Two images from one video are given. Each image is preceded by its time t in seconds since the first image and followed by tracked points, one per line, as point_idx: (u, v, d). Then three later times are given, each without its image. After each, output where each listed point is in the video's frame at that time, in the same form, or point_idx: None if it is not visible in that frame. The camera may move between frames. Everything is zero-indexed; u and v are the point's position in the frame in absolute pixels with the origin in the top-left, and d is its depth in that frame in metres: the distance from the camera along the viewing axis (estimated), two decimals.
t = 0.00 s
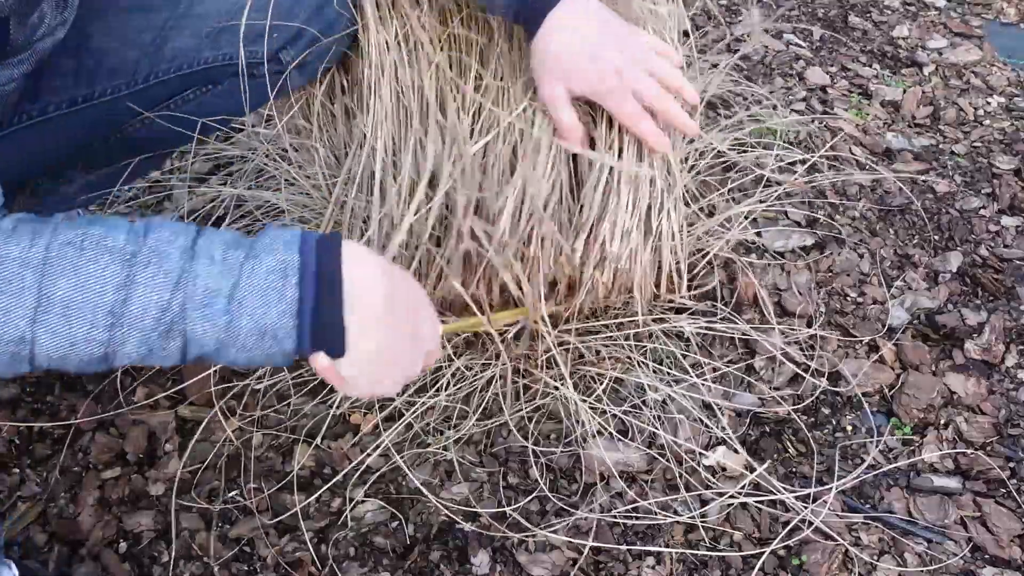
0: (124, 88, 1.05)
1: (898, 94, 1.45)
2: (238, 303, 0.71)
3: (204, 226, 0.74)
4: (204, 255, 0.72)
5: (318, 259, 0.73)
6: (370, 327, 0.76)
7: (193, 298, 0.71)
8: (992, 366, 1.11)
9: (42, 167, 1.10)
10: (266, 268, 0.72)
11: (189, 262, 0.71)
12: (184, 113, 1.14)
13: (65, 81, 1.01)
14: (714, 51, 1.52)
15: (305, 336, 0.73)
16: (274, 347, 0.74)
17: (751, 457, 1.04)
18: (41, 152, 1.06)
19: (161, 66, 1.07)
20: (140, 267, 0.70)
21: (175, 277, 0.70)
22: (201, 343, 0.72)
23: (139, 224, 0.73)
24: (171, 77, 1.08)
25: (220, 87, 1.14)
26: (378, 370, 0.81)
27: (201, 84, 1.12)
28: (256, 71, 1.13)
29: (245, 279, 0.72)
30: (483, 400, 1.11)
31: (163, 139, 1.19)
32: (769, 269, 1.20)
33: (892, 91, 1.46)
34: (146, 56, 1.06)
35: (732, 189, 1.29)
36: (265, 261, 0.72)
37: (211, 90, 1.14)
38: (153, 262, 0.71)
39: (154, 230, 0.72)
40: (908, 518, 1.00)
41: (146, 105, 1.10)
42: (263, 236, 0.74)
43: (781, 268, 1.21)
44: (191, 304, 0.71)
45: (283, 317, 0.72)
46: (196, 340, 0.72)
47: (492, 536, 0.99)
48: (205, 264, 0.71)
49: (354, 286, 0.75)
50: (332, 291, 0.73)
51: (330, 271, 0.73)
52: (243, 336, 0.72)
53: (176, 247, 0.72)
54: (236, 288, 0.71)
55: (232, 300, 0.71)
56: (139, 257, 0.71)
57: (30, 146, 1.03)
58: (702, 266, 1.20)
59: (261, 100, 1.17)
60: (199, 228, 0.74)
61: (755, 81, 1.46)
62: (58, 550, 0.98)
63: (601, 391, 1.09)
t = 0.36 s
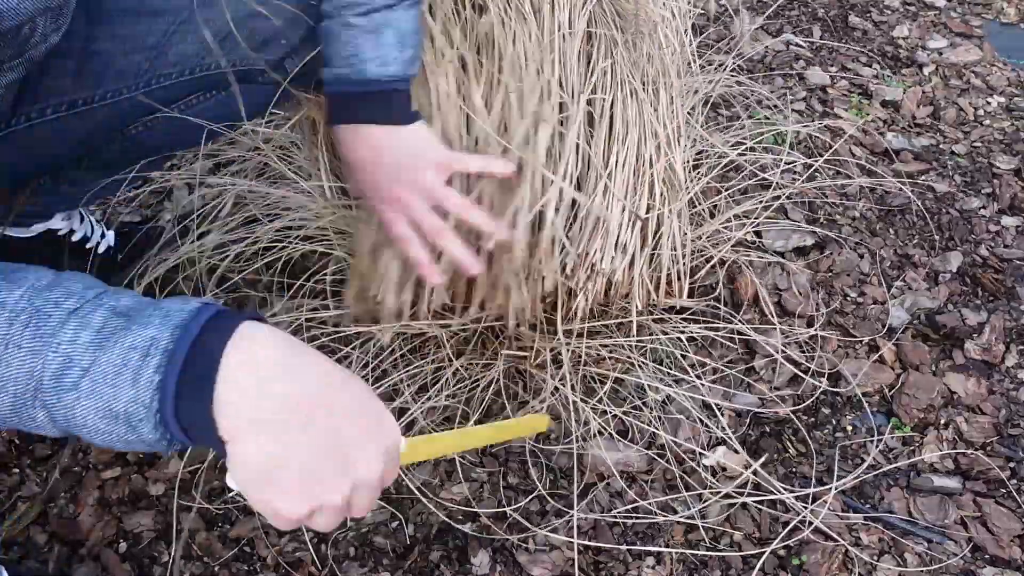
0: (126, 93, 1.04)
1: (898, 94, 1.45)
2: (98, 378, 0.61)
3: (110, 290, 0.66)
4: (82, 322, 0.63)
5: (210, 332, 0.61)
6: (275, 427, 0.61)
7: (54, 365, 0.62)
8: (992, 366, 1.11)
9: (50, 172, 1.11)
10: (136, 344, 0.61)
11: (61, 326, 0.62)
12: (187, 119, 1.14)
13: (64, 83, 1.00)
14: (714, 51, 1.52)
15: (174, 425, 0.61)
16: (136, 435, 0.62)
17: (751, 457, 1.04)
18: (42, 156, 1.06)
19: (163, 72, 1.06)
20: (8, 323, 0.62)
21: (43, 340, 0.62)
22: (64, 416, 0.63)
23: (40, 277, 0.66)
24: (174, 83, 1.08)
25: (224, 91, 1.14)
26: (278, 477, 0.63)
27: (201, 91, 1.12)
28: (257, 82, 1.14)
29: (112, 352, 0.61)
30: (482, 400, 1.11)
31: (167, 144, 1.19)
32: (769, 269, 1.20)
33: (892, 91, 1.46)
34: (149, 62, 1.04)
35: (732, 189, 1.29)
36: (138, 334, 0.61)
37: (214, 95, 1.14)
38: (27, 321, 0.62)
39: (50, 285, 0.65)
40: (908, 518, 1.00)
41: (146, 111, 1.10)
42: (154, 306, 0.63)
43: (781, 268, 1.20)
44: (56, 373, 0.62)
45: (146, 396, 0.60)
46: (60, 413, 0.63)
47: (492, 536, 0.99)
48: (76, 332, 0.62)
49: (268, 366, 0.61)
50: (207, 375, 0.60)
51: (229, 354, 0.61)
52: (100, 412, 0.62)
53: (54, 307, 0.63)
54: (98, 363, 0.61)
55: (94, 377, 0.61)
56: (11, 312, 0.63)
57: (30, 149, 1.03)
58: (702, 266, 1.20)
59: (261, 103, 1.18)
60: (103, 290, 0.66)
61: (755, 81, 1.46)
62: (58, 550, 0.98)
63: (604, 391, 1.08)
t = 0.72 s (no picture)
0: (123, 92, 1.04)
1: (898, 94, 1.45)
2: (173, 351, 0.73)
3: (130, 272, 0.76)
4: (128, 309, 0.72)
5: (248, 300, 0.75)
6: (323, 349, 0.78)
7: (124, 350, 0.72)
8: (992, 366, 1.11)
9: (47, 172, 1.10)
10: (199, 317, 0.73)
11: (117, 315, 0.72)
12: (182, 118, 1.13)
13: (63, 83, 1.00)
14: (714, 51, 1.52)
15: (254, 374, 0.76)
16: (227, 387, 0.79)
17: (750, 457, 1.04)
18: (40, 156, 1.05)
19: (160, 71, 1.05)
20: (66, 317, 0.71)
21: (107, 329, 0.72)
22: (144, 387, 0.74)
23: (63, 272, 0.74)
24: (170, 80, 1.07)
25: (224, 92, 1.14)
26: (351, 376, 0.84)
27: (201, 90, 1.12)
28: (262, 76, 1.13)
29: (172, 331, 0.73)
30: (482, 400, 1.10)
31: (164, 146, 1.18)
32: (769, 269, 1.20)
33: (893, 90, 1.46)
34: (146, 62, 1.04)
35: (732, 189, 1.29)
36: (194, 309, 0.73)
37: (213, 95, 1.13)
38: (78, 313, 0.71)
39: (73, 282, 0.73)
40: (908, 518, 1.00)
41: (143, 112, 1.09)
42: (195, 284, 0.75)
43: (781, 268, 1.21)
44: (135, 356, 0.72)
45: (223, 358, 0.74)
46: (139, 387, 0.74)
47: (492, 536, 0.99)
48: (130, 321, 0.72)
49: (297, 312, 0.76)
50: (266, 331, 0.75)
51: (265, 305, 0.75)
52: (193, 383, 0.75)
53: (102, 297, 0.72)
54: (166, 340, 0.73)
55: (167, 352, 0.73)
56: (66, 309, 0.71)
57: (28, 149, 1.03)
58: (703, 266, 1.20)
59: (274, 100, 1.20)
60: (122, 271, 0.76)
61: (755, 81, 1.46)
62: (58, 550, 0.98)
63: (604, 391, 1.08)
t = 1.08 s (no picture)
0: (114, 101, 1.04)
1: (898, 94, 1.45)
2: (158, 318, 0.81)
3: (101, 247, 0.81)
4: (122, 283, 0.79)
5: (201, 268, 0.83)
6: (238, 309, 0.88)
7: (121, 319, 0.80)
8: (992, 366, 1.11)
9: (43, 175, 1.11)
10: (177, 289, 0.82)
11: (111, 289, 0.79)
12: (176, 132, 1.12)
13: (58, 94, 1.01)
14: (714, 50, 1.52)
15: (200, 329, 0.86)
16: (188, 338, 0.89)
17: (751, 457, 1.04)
18: (35, 160, 1.07)
19: (153, 82, 1.04)
20: (67, 296, 0.77)
21: (105, 304, 0.79)
22: (130, 346, 0.83)
23: (41, 251, 0.78)
24: (162, 91, 1.06)
25: (219, 104, 1.13)
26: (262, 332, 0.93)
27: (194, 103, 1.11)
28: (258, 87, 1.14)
29: (159, 299, 0.81)
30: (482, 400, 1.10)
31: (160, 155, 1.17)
32: (769, 268, 1.20)
33: (893, 90, 1.46)
34: (137, 72, 1.03)
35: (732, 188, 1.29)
36: (171, 282, 0.81)
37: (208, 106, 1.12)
38: (73, 293, 0.77)
39: (59, 261, 0.78)
40: (908, 518, 1.00)
41: (133, 122, 1.08)
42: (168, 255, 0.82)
43: (782, 268, 1.20)
44: (128, 324, 0.80)
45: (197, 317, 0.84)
46: (127, 347, 0.83)
47: (492, 536, 0.99)
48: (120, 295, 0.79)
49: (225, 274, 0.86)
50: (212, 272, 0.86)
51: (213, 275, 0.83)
52: (165, 340, 0.84)
53: (92, 274, 0.78)
54: (153, 310, 0.81)
55: (154, 319, 0.81)
56: (68, 289, 0.77)
57: (21, 151, 1.05)
58: (702, 265, 1.20)
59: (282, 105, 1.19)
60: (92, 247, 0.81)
61: (755, 81, 1.46)
62: (58, 550, 0.98)
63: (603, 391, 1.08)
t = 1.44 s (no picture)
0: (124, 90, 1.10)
1: (898, 94, 1.45)
2: (183, 269, 0.87)
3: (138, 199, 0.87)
4: (152, 237, 0.85)
5: (218, 223, 0.88)
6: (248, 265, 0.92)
7: (149, 269, 0.86)
8: (992, 366, 1.11)
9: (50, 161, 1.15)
10: (200, 242, 0.87)
11: (144, 239, 0.85)
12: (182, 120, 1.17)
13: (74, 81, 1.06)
14: (714, 50, 1.52)
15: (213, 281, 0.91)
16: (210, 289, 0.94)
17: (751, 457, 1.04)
18: (44, 147, 1.11)
19: (163, 70, 1.10)
20: (100, 246, 0.83)
21: (139, 253, 0.85)
22: (162, 293, 0.90)
23: (83, 201, 0.85)
24: (170, 80, 1.12)
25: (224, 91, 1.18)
26: (270, 287, 0.97)
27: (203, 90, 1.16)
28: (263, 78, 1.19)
29: (186, 251, 0.87)
30: (482, 400, 1.10)
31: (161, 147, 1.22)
32: (770, 268, 1.20)
33: (893, 90, 1.46)
34: (149, 61, 1.09)
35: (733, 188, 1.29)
36: (196, 237, 0.87)
37: (214, 94, 1.18)
38: (112, 241, 0.84)
39: (96, 212, 0.84)
40: (908, 518, 1.00)
41: (146, 108, 1.14)
42: (192, 210, 0.87)
43: (782, 268, 1.21)
44: (162, 272, 0.87)
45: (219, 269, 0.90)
46: (163, 293, 0.89)
47: (492, 536, 0.99)
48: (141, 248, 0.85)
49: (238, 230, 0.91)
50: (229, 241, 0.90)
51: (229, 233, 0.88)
52: (190, 289, 0.91)
53: (123, 227, 0.85)
54: (178, 262, 0.86)
55: (181, 271, 0.87)
56: (101, 239, 0.84)
57: (38, 138, 1.09)
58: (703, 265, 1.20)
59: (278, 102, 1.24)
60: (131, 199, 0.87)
61: (756, 81, 1.46)
62: (58, 550, 0.97)
63: (603, 391, 1.08)
